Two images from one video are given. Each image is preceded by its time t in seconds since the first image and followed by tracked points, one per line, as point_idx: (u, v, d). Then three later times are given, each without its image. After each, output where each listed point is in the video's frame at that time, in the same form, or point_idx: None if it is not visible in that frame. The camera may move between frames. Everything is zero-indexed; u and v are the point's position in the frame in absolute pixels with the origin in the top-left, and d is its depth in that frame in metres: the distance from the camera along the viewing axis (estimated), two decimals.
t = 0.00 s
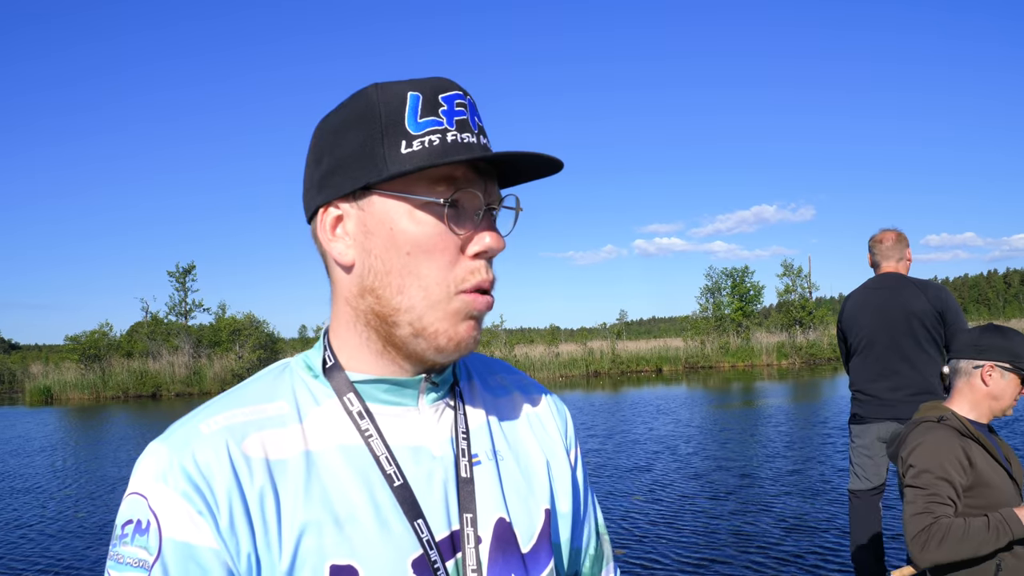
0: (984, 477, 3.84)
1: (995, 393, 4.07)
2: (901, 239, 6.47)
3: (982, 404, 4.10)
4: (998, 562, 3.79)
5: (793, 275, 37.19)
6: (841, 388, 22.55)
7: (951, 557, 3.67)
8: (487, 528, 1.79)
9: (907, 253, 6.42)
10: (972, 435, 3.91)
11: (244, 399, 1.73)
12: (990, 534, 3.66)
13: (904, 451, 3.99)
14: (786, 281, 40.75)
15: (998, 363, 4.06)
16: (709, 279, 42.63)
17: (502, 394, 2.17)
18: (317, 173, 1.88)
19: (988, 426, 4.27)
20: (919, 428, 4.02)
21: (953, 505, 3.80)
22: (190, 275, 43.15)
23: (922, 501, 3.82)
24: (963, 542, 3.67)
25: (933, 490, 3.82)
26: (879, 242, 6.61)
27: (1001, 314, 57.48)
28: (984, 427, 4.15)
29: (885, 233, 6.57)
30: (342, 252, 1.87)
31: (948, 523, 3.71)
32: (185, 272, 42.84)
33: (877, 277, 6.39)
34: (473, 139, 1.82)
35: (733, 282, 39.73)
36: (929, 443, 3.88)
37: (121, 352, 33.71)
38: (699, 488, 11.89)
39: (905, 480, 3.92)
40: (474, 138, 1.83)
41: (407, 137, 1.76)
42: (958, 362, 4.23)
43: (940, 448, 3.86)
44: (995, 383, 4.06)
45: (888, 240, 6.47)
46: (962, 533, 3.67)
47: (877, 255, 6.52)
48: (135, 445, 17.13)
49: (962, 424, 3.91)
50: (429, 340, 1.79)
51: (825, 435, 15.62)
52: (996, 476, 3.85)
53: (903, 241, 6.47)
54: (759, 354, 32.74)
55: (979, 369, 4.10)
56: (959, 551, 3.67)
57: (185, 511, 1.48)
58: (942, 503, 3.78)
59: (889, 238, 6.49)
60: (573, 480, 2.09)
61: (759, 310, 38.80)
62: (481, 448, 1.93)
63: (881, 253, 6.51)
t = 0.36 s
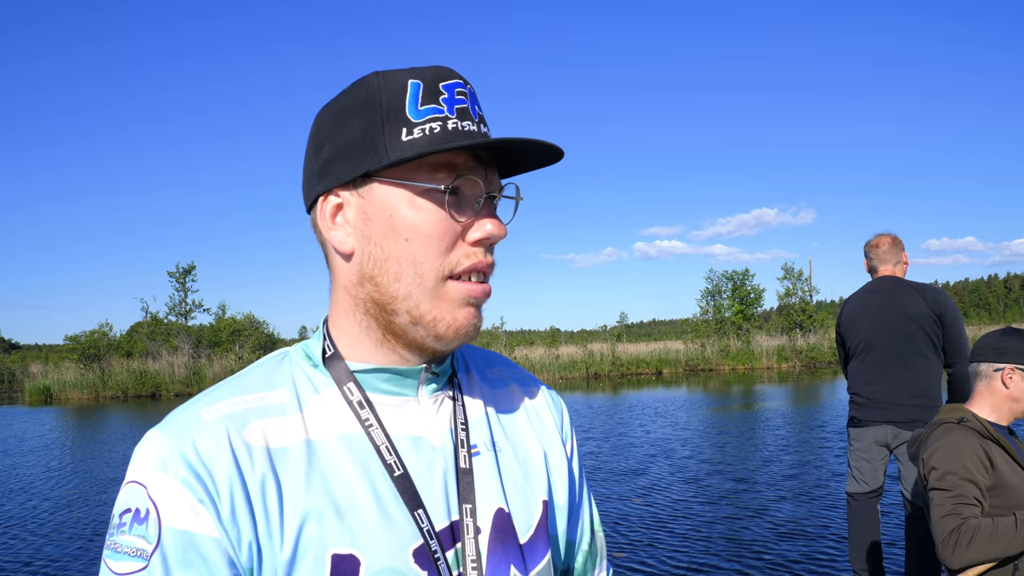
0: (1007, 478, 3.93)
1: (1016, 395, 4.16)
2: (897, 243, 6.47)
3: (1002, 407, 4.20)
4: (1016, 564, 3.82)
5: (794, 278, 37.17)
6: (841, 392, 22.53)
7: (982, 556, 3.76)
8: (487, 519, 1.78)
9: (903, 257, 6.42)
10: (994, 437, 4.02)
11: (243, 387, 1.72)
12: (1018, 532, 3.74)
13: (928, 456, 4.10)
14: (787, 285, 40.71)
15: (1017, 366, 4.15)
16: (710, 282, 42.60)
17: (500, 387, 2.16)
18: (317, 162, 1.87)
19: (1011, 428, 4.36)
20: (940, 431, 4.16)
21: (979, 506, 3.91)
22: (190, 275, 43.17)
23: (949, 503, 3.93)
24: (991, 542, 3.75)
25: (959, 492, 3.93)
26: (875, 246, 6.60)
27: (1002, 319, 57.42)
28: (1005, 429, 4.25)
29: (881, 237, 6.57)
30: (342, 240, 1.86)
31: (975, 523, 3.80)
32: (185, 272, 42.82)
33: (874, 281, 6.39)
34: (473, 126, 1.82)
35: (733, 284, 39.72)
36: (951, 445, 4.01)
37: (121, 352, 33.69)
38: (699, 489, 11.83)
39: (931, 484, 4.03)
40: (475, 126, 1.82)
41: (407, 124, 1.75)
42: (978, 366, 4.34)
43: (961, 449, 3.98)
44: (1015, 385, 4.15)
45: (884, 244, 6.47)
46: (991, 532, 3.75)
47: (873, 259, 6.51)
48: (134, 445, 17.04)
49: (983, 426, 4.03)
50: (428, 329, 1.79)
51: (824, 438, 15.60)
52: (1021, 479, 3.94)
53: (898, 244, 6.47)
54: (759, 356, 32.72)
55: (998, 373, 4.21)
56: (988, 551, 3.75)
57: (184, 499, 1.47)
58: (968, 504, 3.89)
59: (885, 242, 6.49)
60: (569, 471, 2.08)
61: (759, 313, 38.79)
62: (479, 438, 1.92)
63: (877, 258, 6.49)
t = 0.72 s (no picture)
0: (1008, 489, 3.95)
1: None
2: (895, 250, 6.47)
3: (1011, 416, 4.22)
4: None
5: (794, 282, 37.19)
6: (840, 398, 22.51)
7: (977, 565, 3.75)
8: (481, 520, 1.78)
9: (901, 263, 6.42)
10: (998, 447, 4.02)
11: (241, 385, 1.72)
12: (1017, 545, 3.75)
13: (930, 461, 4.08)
14: (788, 289, 40.68)
15: None
16: (710, 285, 42.59)
17: (496, 387, 2.16)
18: (316, 160, 1.87)
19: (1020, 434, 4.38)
20: (945, 438, 4.14)
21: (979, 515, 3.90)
22: (191, 271, 43.22)
23: (949, 510, 3.91)
24: (988, 553, 3.74)
25: (960, 499, 3.92)
26: (872, 253, 6.61)
27: (1003, 327, 57.35)
28: (1013, 438, 4.27)
29: (878, 243, 6.58)
30: (340, 240, 1.87)
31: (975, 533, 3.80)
32: (186, 268, 42.85)
33: (871, 287, 6.39)
34: (474, 128, 1.82)
35: (734, 288, 39.76)
36: (955, 453, 3.99)
37: (121, 347, 33.73)
38: (696, 493, 11.82)
39: (932, 490, 4.01)
40: (475, 128, 1.82)
41: (407, 125, 1.75)
42: (986, 374, 4.33)
43: (965, 458, 3.97)
44: None
45: (881, 250, 6.47)
46: (990, 544, 3.75)
47: (871, 265, 6.51)
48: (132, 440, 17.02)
49: (988, 435, 4.02)
50: (425, 330, 1.79)
51: (822, 445, 15.60)
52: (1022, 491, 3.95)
53: (896, 251, 6.47)
54: (759, 361, 32.70)
55: (1008, 382, 4.21)
56: (985, 562, 3.74)
57: (182, 497, 1.47)
58: (968, 512, 3.88)
59: (883, 248, 6.49)
60: (564, 472, 2.08)
61: (759, 318, 38.78)
62: (475, 439, 1.92)
63: (875, 264, 6.50)
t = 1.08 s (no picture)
0: None
1: None
2: (908, 254, 6.38)
3: None
4: None
5: (809, 285, 36.87)
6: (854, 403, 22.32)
7: None
8: (496, 524, 1.76)
9: (914, 268, 6.33)
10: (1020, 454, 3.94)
11: (259, 385, 1.71)
12: None
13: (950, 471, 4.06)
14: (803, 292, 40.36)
15: None
16: (724, 287, 42.33)
17: (509, 389, 2.14)
18: (333, 163, 1.86)
19: None
20: (965, 446, 4.10)
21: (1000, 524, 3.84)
22: (205, 266, 43.50)
23: (967, 520, 3.88)
24: (1008, 562, 3.67)
25: (978, 509, 3.88)
26: (885, 257, 6.52)
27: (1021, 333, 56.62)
28: None
29: (892, 247, 6.49)
30: (356, 243, 1.85)
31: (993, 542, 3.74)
32: (201, 263, 43.12)
33: (884, 291, 6.33)
34: (491, 133, 1.79)
35: (748, 290, 39.50)
36: (973, 461, 3.95)
37: (136, 341, 33.99)
38: (707, 497, 11.76)
39: (951, 499, 3.98)
40: (491, 133, 1.79)
41: (424, 129, 1.73)
42: (1013, 381, 4.25)
43: (984, 466, 3.92)
44: None
45: (894, 255, 6.38)
46: (1009, 553, 3.68)
47: (884, 269, 6.42)
48: (143, 434, 17.09)
49: (1008, 441, 3.95)
50: (439, 335, 1.77)
51: (835, 450, 15.46)
52: None
53: (909, 255, 6.38)
54: (772, 364, 32.47)
55: None
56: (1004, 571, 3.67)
57: (200, 496, 1.46)
58: (987, 522, 3.84)
59: (896, 253, 6.41)
60: (578, 475, 2.06)
61: (773, 320, 38.49)
62: (490, 442, 1.89)
63: (888, 268, 6.41)
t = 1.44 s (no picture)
0: None
1: None
2: (920, 256, 6.31)
3: None
4: None
5: (823, 288, 36.61)
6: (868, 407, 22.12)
7: None
8: (502, 524, 1.74)
9: (926, 270, 6.25)
10: None
11: (267, 384, 1.69)
12: None
13: (969, 470, 4.01)
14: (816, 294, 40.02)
15: None
16: (737, 290, 42.08)
17: (517, 390, 2.12)
18: (340, 163, 1.84)
19: None
20: (986, 447, 4.04)
21: (1015, 525, 3.76)
22: (218, 267, 43.76)
23: (981, 518, 3.84)
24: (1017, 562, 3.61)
25: (992, 508, 3.82)
26: (896, 259, 6.44)
27: None
28: None
29: (903, 249, 6.42)
30: (363, 242, 1.84)
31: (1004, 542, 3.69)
32: (214, 264, 43.35)
33: (895, 294, 6.26)
34: (498, 133, 1.77)
35: (761, 293, 39.27)
36: (991, 462, 3.90)
37: (149, 341, 34.22)
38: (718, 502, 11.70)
39: (966, 498, 3.94)
40: (499, 133, 1.77)
41: (431, 129, 1.72)
42: None
43: (1003, 467, 3.85)
44: None
45: (906, 257, 6.31)
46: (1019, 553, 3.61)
47: (895, 271, 6.35)
48: (152, 435, 17.16)
49: None
50: (446, 335, 1.75)
51: (848, 454, 15.33)
52: None
53: (921, 257, 6.30)
54: (785, 367, 32.23)
55: None
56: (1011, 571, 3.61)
57: (207, 495, 1.44)
58: (1000, 522, 3.77)
59: (907, 255, 6.33)
60: (586, 477, 2.04)
61: (787, 323, 38.24)
62: (497, 442, 1.87)
63: (899, 271, 6.33)
